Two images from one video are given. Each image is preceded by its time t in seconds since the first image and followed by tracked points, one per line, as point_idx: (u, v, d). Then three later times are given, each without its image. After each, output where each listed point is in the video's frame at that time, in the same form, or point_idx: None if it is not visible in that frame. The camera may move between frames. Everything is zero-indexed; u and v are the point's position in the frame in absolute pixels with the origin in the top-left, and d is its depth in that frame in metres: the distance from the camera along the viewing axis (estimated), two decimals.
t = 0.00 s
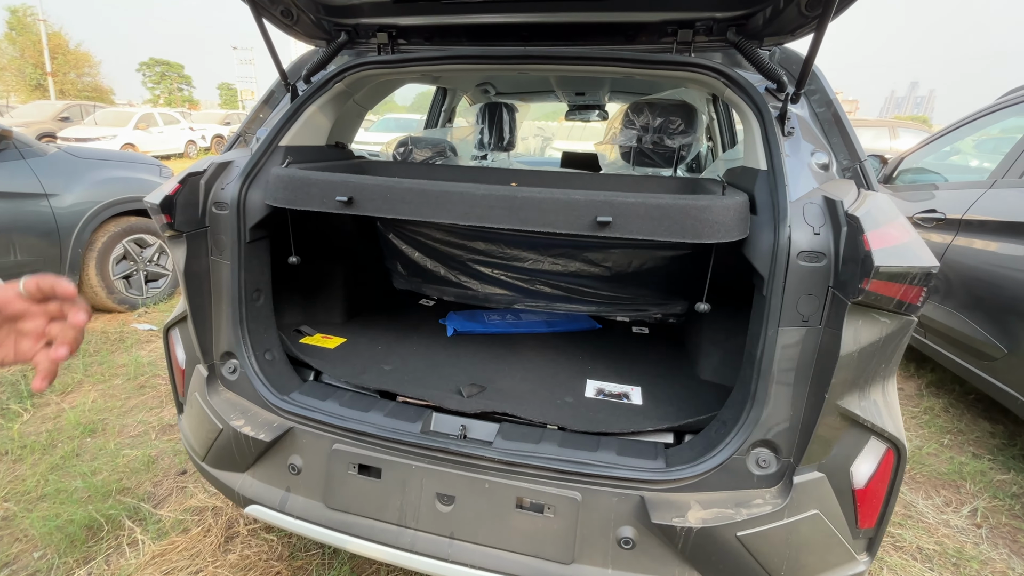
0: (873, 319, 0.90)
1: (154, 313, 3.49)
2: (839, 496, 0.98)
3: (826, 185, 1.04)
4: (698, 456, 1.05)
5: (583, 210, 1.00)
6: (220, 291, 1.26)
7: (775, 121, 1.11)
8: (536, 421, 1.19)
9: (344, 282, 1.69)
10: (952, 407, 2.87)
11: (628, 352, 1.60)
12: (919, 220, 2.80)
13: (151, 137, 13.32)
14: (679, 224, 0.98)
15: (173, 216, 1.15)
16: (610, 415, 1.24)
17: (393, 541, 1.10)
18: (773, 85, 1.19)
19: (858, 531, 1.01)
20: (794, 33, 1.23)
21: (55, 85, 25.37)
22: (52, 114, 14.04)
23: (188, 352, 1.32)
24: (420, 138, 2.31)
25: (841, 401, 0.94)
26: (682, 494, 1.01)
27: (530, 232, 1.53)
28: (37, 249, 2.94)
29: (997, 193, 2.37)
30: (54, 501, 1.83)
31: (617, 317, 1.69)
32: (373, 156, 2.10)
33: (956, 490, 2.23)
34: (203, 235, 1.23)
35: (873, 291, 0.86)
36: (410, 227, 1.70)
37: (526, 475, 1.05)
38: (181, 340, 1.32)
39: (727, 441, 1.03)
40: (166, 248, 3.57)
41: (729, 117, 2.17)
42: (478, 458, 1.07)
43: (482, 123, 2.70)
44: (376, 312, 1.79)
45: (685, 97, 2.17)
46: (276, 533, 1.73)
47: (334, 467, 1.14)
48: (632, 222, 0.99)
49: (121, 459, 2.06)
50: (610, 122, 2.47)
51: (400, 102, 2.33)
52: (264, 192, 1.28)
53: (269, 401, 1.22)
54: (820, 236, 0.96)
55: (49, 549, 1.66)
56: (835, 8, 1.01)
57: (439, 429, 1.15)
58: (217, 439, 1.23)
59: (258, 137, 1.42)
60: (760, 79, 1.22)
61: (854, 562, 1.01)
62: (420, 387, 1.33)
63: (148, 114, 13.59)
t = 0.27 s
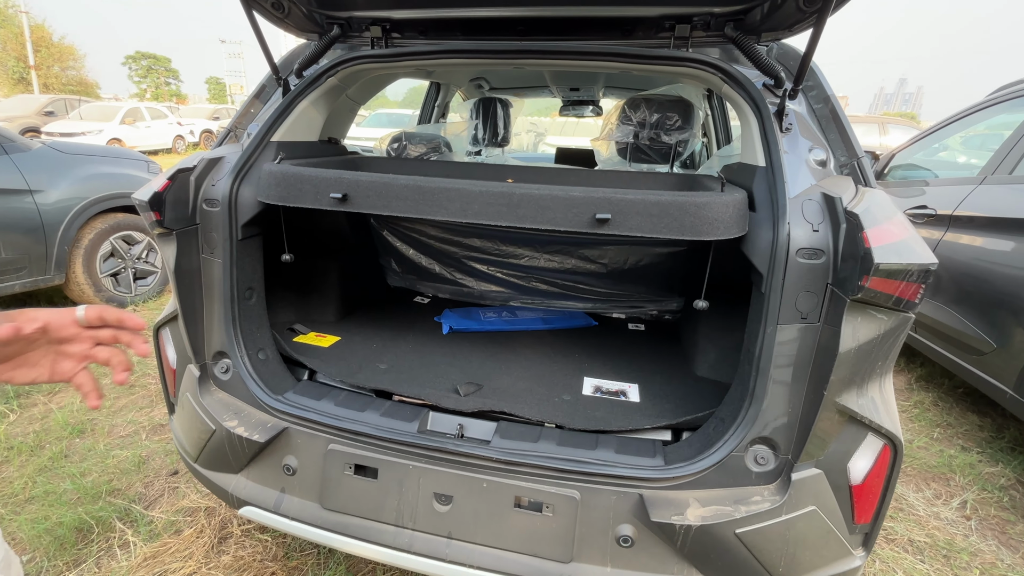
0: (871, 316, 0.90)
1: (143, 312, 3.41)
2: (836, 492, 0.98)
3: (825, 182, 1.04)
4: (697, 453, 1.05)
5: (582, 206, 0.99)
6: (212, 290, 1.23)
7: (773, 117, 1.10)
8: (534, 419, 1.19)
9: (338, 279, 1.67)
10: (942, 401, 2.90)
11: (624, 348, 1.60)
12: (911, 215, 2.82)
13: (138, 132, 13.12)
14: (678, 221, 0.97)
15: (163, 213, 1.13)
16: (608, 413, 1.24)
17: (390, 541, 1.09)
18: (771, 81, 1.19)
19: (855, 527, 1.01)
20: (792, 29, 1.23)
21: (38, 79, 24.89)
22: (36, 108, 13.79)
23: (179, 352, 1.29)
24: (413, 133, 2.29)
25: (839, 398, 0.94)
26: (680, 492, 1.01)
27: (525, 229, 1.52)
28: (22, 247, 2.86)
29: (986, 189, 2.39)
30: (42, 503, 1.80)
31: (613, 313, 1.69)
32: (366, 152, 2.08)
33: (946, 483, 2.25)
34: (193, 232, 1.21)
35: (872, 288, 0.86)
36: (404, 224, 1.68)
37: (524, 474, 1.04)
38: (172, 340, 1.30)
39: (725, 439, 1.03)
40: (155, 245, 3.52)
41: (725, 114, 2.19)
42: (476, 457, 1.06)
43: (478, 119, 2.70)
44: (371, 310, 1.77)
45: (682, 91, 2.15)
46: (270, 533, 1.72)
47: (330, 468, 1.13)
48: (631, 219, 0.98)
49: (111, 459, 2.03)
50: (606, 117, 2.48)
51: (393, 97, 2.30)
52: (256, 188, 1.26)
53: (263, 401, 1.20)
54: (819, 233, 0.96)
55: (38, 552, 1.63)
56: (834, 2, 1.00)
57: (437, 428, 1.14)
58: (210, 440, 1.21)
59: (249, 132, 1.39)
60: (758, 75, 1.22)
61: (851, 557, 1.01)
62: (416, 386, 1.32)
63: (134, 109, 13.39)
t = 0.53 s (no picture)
0: (866, 315, 0.90)
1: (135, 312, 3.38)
2: (832, 491, 0.98)
3: (819, 180, 1.04)
4: (692, 453, 1.04)
5: (575, 206, 0.98)
6: (201, 291, 1.22)
7: (767, 115, 1.10)
8: (528, 420, 1.18)
9: (331, 279, 1.65)
10: (934, 396, 2.92)
11: (619, 347, 1.59)
12: (904, 212, 2.83)
13: (128, 130, 12.99)
14: (673, 220, 0.96)
15: (150, 214, 1.11)
16: (603, 412, 1.23)
17: (384, 544, 1.08)
18: (765, 78, 1.18)
19: (850, 525, 1.01)
20: (786, 25, 1.22)
21: (26, 76, 24.56)
22: (25, 106, 13.63)
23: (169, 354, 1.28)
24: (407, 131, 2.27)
25: (834, 397, 0.93)
26: (676, 492, 1.00)
27: (519, 228, 1.51)
28: (9, 249, 2.81)
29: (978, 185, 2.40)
30: (32, 507, 1.78)
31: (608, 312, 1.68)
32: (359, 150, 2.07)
33: (938, 478, 2.26)
34: (182, 232, 1.19)
35: (867, 287, 0.85)
36: (397, 223, 1.67)
37: (519, 475, 1.03)
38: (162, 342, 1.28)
39: (720, 438, 1.02)
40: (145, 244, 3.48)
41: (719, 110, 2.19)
42: (470, 458, 1.05)
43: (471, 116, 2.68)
44: (364, 310, 1.76)
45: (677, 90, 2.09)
46: (264, 535, 1.71)
47: (323, 470, 1.12)
48: (625, 218, 0.97)
49: (102, 462, 2.01)
50: (600, 114, 2.45)
51: (386, 94, 2.28)
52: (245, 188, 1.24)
53: (254, 403, 1.18)
54: (813, 231, 0.96)
55: (28, 557, 1.61)
56: None
57: (431, 430, 1.14)
58: (201, 442, 1.20)
59: (239, 130, 1.38)
60: (752, 72, 1.21)
61: (845, 555, 1.01)
62: (410, 386, 1.31)
63: (125, 107, 13.26)
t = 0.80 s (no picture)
0: (860, 314, 0.90)
1: (129, 311, 3.41)
2: (826, 488, 0.98)
3: (814, 178, 1.04)
4: (687, 452, 1.05)
5: (570, 206, 0.98)
6: (194, 292, 1.21)
7: (762, 113, 1.09)
8: (524, 420, 1.18)
9: (326, 279, 1.64)
10: (929, 391, 2.93)
11: (615, 346, 1.60)
12: (899, 208, 2.84)
13: (121, 128, 12.89)
14: (667, 219, 0.96)
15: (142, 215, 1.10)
16: (599, 412, 1.23)
17: (381, 544, 1.08)
18: (759, 76, 1.18)
19: (844, 523, 1.01)
20: (780, 23, 1.22)
21: (17, 73, 24.33)
22: (17, 103, 13.50)
23: (162, 356, 1.27)
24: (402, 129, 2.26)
25: (828, 395, 0.94)
26: (671, 491, 1.01)
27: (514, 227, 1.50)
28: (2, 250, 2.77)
29: (972, 181, 2.41)
30: (27, 510, 1.77)
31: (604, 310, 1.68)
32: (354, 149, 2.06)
33: (932, 473, 2.28)
34: (174, 233, 1.18)
35: (861, 286, 0.85)
36: (391, 223, 1.66)
37: (515, 475, 1.03)
38: (155, 344, 1.27)
39: (715, 437, 1.03)
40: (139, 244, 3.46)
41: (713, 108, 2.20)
42: (466, 459, 1.05)
43: (466, 114, 2.67)
44: (359, 310, 1.75)
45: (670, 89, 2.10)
46: (261, 536, 1.70)
47: (318, 472, 1.11)
48: (620, 218, 0.97)
49: (97, 464, 2.00)
50: (596, 112, 2.44)
51: (381, 91, 2.27)
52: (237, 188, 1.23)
53: (249, 405, 1.18)
54: (808, 230, 0.96)
55: (23, 560, 1.60)
56: None
57: (426, 430, 1.13)
58: (196, 444, 1.19)
59: (230, 130, 1.36)
60: (746, 70, 1.20)
61: (840, 552, 1.02)
62: (405, 387, 1.31)
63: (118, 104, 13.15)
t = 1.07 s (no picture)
0: (858, 310, 0.91)
1: (127, 312, 3.37)
2: (825, 483, 0.99)
3: (812, 175, 1.04)
4: (687, 448, 1.05)
5: (570, 203, 0.98)
6: (194, 291, 1.21)
7: (759, 110, 1.10)
8: (524, 417, 1.18)
9: (325, 278, 1.65)
10: (926, 386, 2.95)
11: (614, 343, 1.60)
12: (895, 204, 2.85)
13: (117, 127, 12.84)
14: (666, 216, 0.96)
15: (141, 215, 1.10)
16: (599, 409, 1.24)
17: (382, 542, 1.08)
18: (757, 73, 1.18)
19: (843, 517, 1.02)
20: (778, 20, 1.22)
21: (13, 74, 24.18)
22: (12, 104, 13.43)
23: (162, 356, 1.27)
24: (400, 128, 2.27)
25: (827, 390, 0.94)
26: (671, 486, 1.01)
27: (512, 225, 1.51)
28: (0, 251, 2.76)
29: (969, 177, 2.42)
30: (27, 511, 1.77)
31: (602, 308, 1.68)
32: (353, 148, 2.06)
33: (930, 468, 2.29)
34: (173, 233, 1.18)
35: (859, 282, 0.86)
36: (389, 222, 1.66)
37: (516, 472, 1.04)
38: (154, 343, 1.27)
39: (715, 433, 1.03)
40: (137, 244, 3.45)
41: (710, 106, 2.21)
42: (467, 456, 1.06)
43: (464, 112, 2.68)
44: (359, 309, 1.75)
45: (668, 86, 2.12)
46: (262, 535, 1.71)
47: (320, 470, 1.12)
48: (619, 215, 0.97)
49: (96, 464, 2.00)
50: (594, 109, 2.45)
51: (378, 90, 2.27)
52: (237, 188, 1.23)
53: (250, 404, 1.18)
54: (806, 227, 0.96)
55: (23, 560, 1.60)
56: None
57: (427, 428, 1.14)
58: (196, 444, 1.19)
59: (228, 129, 1.36)
60: (744, 67, 1.21)
61: (839, 546, 1.03)
62: (405, 385, 1.31)
63: (113, 104, 13.10)
